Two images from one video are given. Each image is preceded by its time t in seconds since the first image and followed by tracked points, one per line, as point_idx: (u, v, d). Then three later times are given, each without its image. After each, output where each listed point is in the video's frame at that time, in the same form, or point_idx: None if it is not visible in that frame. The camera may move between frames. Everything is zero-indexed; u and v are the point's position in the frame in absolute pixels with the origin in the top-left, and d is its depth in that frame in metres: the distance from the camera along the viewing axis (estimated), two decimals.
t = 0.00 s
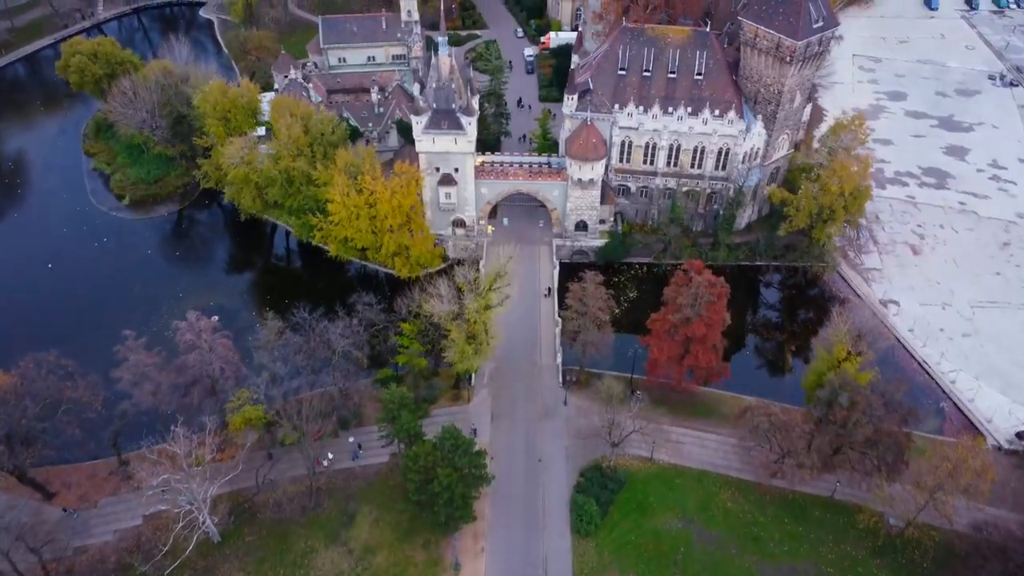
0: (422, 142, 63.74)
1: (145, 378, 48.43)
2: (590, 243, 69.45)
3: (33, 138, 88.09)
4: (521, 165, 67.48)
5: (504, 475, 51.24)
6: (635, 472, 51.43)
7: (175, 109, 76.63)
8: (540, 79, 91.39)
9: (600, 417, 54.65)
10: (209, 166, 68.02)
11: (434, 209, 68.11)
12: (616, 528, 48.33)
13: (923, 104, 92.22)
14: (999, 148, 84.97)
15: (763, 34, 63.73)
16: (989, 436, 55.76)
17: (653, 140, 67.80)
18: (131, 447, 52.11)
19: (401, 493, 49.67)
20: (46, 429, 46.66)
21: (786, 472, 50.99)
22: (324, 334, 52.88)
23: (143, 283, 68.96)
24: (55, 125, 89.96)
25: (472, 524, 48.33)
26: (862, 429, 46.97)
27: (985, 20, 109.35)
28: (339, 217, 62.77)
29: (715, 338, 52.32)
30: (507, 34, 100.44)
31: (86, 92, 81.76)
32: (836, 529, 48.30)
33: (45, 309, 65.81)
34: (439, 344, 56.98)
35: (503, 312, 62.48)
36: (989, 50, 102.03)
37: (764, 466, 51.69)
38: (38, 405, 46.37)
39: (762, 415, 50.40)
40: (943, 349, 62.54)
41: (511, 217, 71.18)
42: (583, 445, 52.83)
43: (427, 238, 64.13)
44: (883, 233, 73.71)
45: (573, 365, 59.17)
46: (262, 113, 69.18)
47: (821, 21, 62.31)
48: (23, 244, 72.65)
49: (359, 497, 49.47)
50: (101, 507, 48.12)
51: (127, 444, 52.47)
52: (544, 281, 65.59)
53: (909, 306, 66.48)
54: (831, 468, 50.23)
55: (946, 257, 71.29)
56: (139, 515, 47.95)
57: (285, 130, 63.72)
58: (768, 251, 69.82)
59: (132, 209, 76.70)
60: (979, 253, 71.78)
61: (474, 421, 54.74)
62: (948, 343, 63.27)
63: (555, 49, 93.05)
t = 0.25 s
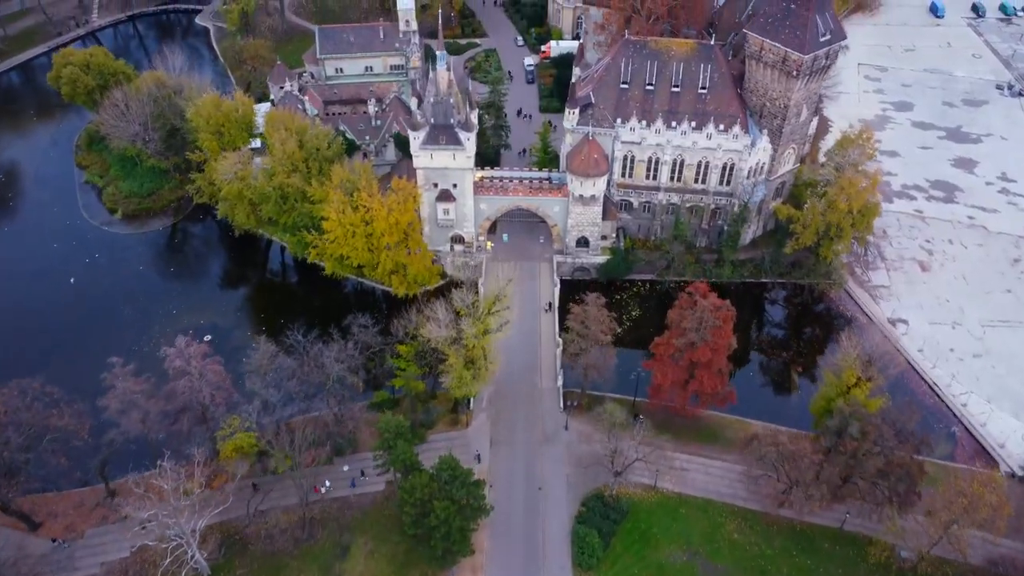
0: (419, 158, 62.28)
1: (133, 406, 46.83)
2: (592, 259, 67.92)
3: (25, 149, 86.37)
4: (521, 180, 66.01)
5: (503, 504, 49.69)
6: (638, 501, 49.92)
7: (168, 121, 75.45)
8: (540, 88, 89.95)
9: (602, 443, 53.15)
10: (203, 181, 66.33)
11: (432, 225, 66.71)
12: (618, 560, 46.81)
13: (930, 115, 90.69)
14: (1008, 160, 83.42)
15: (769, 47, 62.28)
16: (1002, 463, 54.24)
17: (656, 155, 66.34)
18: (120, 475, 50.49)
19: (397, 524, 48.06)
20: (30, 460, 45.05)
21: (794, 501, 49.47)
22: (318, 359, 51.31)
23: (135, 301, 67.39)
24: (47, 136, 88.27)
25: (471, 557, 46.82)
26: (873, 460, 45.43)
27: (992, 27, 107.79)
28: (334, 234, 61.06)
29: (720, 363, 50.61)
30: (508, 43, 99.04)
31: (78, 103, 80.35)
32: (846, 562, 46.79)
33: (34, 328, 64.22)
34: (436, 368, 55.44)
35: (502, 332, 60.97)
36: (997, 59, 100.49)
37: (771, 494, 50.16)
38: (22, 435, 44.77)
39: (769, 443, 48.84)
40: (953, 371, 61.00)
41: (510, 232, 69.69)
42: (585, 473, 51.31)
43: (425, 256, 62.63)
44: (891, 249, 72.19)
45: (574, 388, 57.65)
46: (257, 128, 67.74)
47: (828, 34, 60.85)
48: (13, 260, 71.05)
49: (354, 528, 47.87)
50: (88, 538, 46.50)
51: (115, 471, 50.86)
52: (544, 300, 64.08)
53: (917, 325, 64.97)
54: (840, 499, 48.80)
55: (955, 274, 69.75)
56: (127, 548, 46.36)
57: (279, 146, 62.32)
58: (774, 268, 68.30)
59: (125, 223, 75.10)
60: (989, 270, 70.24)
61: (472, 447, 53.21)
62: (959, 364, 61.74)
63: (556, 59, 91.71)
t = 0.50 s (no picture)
0: (417, 176, 60.66)
1: (119, 438, 45.10)
2: (594, 278, 66.26)
3: (15, 161, 84.60)
4: (521, 198, 64.37)
5: (502, 538, 47.98)
6: (641, 535, 48.27)
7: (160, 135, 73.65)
8: (540, 100, 88.35)
9: (605, 472, 51.49)
10: (195, 198, 64.57)
11: (429, 243, 65.08)
12: None
13: (938, 126, 89.05)
14: (1019, 174, 81.72)
15: (775, 62, 60.65)
16: (1017, 493, 52.55)
17: (659, 171, 64.70)
18: (106, 507, 48.73)
19: (392, 559, 46.29)
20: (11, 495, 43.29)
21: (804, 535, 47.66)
22: (311, 387, 49.61)
23: (126, 321, 65.75)
24: (38, 148, 86.46)
25: None
26: (887, 496, 43.69)
27: (1000, 36, 106.13)
28: (329, 255, 59.45)
29: (727, 392, 48.97)
30: (507, 52, 97.48)
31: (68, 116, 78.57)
32: None
33: (21, 351, 62.57)
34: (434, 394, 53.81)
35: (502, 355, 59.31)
36: (1005, 69, 98.84)
37: (779, 527, 48.47)
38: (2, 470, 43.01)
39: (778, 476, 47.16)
40: (965, 395, 59.33)
41: (510, 250, 68.11)
42: (587, 505, 49.63)
43: (422, 275, 61.13)
44: (899, 266, 70.53)
45: (576, 414, 56.00)
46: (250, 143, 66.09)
47: (836, 48, 59.19)
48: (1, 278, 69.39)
49: (347, 564, 46.09)
50: (71, 573, 44.20)
51: (101, 503, 49.08)
52: (545, 321, 62.50)
53: (928, 346, 63.31)
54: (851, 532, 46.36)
55: (966, 293, 68.08)
56: None
57: (273, 163, 60.70)
58: (780, 287, 66.71)
59: (116, 240, 73.46)
60: (1000, 288, 68.57)
61: (471, 477, 51.49)
62: (971, 387, 60.06)
63: (558, 70, 90.17)
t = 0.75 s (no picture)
0: (413, 194, 59.06)
1: (104, 472, 43.51)
2: (595, 297, 64.64)
3: (5, 174, 82.80)
4: (520, 216, 62.76)
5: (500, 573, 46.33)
6: (645, 570, 46.62)
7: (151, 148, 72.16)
8: (540, 110, 86.78)
9: (607, 503, 49.84)
10: (186, 216, 62.97)
11: (427, 261, 63.45)
12: None
13: (945, 137, 87.42)
14: None
15: (782, 77, 59.03)
16: None
17: (662, 188, 63.08)
18: (92, 541, 47.10)
19: None
20: None
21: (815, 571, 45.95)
22: (304, 417, 47.99)
23: (116, 340, 64.15)
24: (28, 160, 84.63)
25: None
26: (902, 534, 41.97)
27: (1007, 44, 104.46)
28: (323, 275, 57.85)
29: (734, 421, 47.34)
30: (507, 60, 95.95)
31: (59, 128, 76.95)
32: None
33: (8, 372, 60.97)
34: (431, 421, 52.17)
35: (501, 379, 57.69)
36: (1013, 78, 97.19)
37: (788, 562, 46.81)
38: None
39: (787, 509, 45.47)
40: (978, 420, 57.68)
41: (509, 268, 66.51)
42: (588, 538, 47.98)
43: (419, 295, 59.62)
44: (908, 284, 68.89)
45: (577, 440, 54.39)
46: (244, 159, 64.50)
47: (845, 63, 57.52)
48: None
49: None
50: None
51: (86, 536, 47.47)
52: (545, 343, 60.89)
53: (938, 368, 61.67)
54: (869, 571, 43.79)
55: (977, 312, 66.44)
56: None
57: (266, 180, 59.13)
58: (786, 306, 65.08)
59: (107, 256, 71.87)
60: (1012, 307, 66.92)
61: (469, 508, 49.82)
62: (983, 411, 58.40)
63: (559, 79, 88.62)
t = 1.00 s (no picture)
0: (410, 214, 57.33)
1: (87, 510, 41.80)
2: (597, 318, 62.93)
3: None
4: (520, 235, 61.03)
5: None
6: None
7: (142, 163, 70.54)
8: (540, 122, 85.14)
9: (610, 537, 48.09)
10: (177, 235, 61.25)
11: (424, 281, 61.74)
12: None
13: (954, 149, 85.63)
14: None
15: (790, 92, 57.29)
16: None
17: (666, 207, 61.37)
18: None
19: None
20: None
21: None
22: (295, 450, 46.26)
23: (105, 363, 62.42)
24: (16, 174, 82.40)
25: None
26: None
27: (1016, 52, 102.65)
28: (317, 298, 56.10)
29: (741, 455, 45.56)
30: (507, 70, 94.30)
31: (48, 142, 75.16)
32: None
33: None
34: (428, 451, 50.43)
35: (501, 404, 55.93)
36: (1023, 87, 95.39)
37: None
38: None
39: (797, 547, 43.73)
40: (992, 447, 55.89)
41: (509, 287, 64.80)
42: None
43: (416, 317, 57.90)
44: (918, 303, 67.11)
45: (579, 469, 52.67)
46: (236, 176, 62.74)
47: (855, 79, 55.69)
48: None
49: None
50: None
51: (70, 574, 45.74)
52: (546, 366, 59.08)
53: (950, 392, 59.87)
54: None
55: (989, 332, 64.64)
56: None
57: (258, 199, 57.46)
58: (794, 327, 63.32)
59: (97, 274, 70.12)
60: None
61: (467, 543, 47.96)
62: (998, 438, 56.61)
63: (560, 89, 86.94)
